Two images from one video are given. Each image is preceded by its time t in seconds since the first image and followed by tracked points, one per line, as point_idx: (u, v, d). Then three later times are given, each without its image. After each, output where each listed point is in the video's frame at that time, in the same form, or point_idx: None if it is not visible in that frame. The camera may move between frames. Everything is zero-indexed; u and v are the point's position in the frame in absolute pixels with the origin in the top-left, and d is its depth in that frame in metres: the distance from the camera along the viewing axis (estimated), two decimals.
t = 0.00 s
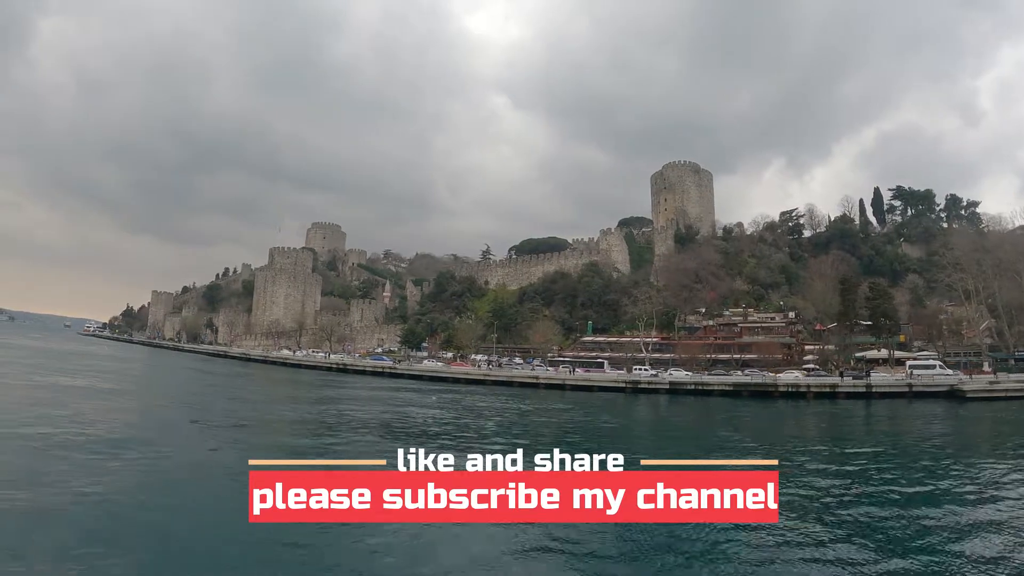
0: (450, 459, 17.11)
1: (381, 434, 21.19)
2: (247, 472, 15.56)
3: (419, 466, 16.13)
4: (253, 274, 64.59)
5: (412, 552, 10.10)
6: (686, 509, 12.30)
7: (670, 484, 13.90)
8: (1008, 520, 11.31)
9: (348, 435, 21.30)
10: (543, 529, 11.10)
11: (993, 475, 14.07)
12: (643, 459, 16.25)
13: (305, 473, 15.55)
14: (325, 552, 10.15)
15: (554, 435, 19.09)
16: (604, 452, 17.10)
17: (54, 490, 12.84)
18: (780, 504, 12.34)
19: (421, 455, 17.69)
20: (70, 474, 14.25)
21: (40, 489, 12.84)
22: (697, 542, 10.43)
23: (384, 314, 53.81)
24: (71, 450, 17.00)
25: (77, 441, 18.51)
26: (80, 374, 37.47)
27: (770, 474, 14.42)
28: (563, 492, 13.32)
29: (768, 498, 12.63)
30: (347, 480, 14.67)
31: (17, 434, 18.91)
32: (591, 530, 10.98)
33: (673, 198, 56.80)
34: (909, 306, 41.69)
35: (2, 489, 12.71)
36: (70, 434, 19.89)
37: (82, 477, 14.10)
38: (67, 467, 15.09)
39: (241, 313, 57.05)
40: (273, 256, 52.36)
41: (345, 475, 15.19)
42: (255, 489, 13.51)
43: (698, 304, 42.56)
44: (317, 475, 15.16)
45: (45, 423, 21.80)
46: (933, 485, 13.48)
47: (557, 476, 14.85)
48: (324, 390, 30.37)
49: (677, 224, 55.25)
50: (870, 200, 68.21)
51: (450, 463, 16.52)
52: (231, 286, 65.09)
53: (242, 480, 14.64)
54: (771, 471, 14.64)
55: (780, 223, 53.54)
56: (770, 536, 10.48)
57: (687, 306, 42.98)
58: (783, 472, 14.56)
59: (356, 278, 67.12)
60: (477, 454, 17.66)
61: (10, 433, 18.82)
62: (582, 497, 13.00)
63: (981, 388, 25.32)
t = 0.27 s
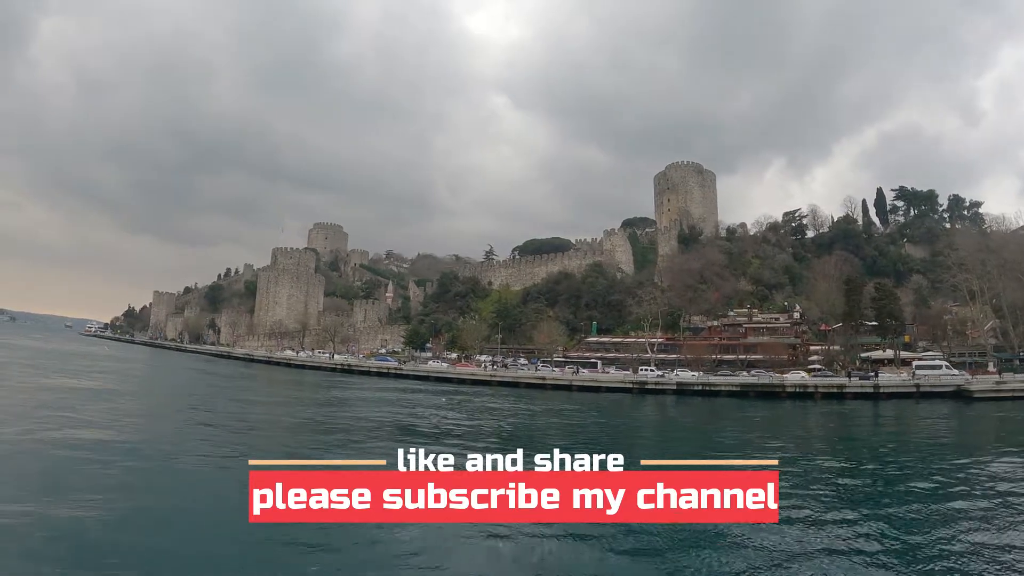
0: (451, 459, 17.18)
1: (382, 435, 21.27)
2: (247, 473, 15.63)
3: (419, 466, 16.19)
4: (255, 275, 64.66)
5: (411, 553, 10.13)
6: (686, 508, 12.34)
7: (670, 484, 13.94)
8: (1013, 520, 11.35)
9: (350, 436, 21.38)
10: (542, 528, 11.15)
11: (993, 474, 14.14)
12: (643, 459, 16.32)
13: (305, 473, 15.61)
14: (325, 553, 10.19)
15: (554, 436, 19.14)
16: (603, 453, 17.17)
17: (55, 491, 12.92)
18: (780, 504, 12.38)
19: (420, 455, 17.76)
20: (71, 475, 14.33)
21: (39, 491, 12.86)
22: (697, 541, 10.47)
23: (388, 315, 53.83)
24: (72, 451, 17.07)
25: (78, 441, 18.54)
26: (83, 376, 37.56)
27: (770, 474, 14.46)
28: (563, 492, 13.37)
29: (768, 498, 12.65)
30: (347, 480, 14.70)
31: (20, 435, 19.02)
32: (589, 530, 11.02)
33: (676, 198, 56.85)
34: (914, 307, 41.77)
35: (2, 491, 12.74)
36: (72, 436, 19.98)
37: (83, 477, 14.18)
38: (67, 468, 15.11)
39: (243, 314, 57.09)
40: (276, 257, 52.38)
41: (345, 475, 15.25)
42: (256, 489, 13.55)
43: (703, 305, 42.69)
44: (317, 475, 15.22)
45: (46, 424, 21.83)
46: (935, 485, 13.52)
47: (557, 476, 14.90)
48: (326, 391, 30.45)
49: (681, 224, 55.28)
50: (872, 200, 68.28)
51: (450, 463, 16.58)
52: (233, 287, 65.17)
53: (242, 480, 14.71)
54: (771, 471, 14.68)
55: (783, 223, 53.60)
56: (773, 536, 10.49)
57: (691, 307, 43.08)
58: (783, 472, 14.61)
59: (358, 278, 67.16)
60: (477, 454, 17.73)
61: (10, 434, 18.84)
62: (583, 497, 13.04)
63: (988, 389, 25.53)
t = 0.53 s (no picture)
0: (451, 459, 17.22)
1: (384, 436, 21.32)
2: (248, 470, 15.62)
3: (419, 466, 16.21)
4: (258, 275, 64.71)
5: (411, 547, 10.12)
6: (687, 509, 12.34)
7: (670, 484, 13.96)
8: (1016, 520, 11.41)
9: (351, 436, 21.41)
10: (543, 526, 11.16)
11: (992, 475, 14.22)
12: (643, 459, 16.38)
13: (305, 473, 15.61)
14: (323, 547, 10.15)
15: (554, 437, 19.20)
16: (603, 453, 17.23)
17: (55, 484, 12.90)
18: (780, 505, 12.40)
19: (420, 455, 17.79)
20: (71, 470, 14.30)
21: (38, 485, 12.85)
22: (699, 539, 10.48)
23: (391, 316, 53.85)
24: (72, 447, 17.06)
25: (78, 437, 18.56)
26: (84, 376, 37.55)
27: (770, 474, 14.51)
28: (564, 492, 13.37)
29: (769, 499, 12.66)
30: (347, 480, 14.70)
31: (21, 433, 19.02)
32: (590, 527, 11.04)
33: (679, 199, 56.93)
34: (918, 307, 41.84)
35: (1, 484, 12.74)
36: (73, 434, 19.97)
37: (83, 472, 14.17)
38: (66, 464, 15.07)
39: (245, 315, 57.09)
40: (279, 257, 52.39)
41: (345, 475, 15.25)
42: (255, 489, 13.39)
43: (707, 306, 42.78)
44: (316, 475, 15.22)
45: (46, 423, 21.83)
46: (939, 486, 13.52)
47: (557, 476, 14.94)
48: (328, 392, 30.49)
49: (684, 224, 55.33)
50: (873, 201, 68.48)
51: (450, 463, 16.59)
52: (235, 288, 65.19)
53: (242, 478, 14.70)
54: (771, 472, 14.71)
55: (786, 224, 53.69)
56: (777, 536, 10.50)
57: (696, 308, 43.16)
58: (782, 472, 14.66)
59: (360, 279, 67.18)
60: (477, 454, 17.77)
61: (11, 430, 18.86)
62: (583, 497, 13.04)
63: (995, 388, 25.80)
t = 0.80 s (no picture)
0: (452, 459, 17.28)
1: (385, 433, 21.37)
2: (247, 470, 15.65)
3: (419, 466, 16.26)
4: (261, 275, 64.81)
5: (409, 548, 10.17)
6: (686, 509, 12.37)
7: (670, 484, 14.02)
8: (1015, 519, 11.49)
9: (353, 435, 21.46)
10: (542, 527, 11.20)
11: (993, 475, 14.24)
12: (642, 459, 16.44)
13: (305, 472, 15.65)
14: (322, 546, 10.21)
15: (554, 436, 19.26)
16: (604, 453, 17.28)
17: (56, 481, 12.95)
18: (780, 505, 12.44)
19: (421, 455, 17.84)
20: (72, 467, 14.36)
21: (38, 482, 12.93)
22: (698, 540, 10.53)
23: (396, 315, 53.89)
24: (74, 443, 17.10)
25: (79, 433, 18.64)
26: (87, 375, 37.64)
27: (770, 474, 14.57)
28: (563, 492, 13.43)
29: (769, 499, 12.69)
30: (347, 480, 14.74)
31: (25, 430, 19.09)
32: (589, 528, 11.08)
33: (684, 198, 56.96)
34: (924, 307, 41.86)
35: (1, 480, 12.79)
36: (74, 430, 20.02)
37: (84, 469, 14.22)
38: (67, 461, 15.13)
39: (249, 314, 57.16)
40: (284, 257, 52.44)
41: (345, 475, 15.29)
42: (255, 489, 13.41)
43: (714, 305, 42.85)
44: (316, 475, 15.25)
45: (48, 420, 21.91)
46: (939, 486, 13.55)
47: (557, 476, 14.99)
48: (331, 392, 30.55)
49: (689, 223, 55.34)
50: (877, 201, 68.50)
51: (450, 463, 16.64)
52: (239, 288, 65.27)
53: (242, 477, 14.75)
54: (771, 472, 14.75)
55: (790, 223, 53.71)
56: (778, 537, 10.53)
57: (702, 307, 43.21)
58: (782, 472, 14.71)
59: (364, 279, 67.23)
60: (478, 454, 17.82)
61: (14, 425, 18.96)
62: (583, 498, 13.10)
63: (1004, 389, 26.01)
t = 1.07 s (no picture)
0: (452, 459, 17.36)
1: (387, 433, 21.46)
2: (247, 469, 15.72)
3: (419, 466, 16.31)
4: (265, 275, 64.93)
5: (407, 545, 10.23)
6: (686, 509, 12.39)
7: (669, 484, 14.06)
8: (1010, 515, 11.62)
9: (355, 435, 21.56)
10: (541, 526, 11.24)
11: (992, 473, 14.32)
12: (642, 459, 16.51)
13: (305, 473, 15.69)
14: (320, 544, 10.25)
15: (555, 437, 19.36)
16: (603, 453, 17.35)
17: (57, 479, 13.04)
18: (780, 504, 12.48)
19: (420, 455, 17.92)
20: (73, 467, 14.44)
21: (39, 480, 13.01)
22: (697, 538, 10.57)
23: (401, 315, 53.98)
24: (75, 444, 17.18)
25: (82, 434, 18.74)
26: (90, 376, 37.77)
27: (770, 473, 14.63)
28: (563, 492, 13.47)
29: (767, 499, 12.73)
30: (347, 480, 14.80)
31: (28, 429, 19.21)
32: (588, 527, 11.12)
33: (688, 197, 57.02)
34: (930, 305, 41.91)
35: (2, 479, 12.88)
36: (77, 430, 20.12)
37: (85, 469, 14.30)
38: (69, 460, 15.21)
39: (254, 315, 57.26)
40: (288, 257, 52.53)
41: (344, 476, 15.32)
42: (255, 488, 13.43)
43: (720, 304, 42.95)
44: (315, 476, 15.30)
45: (52, 420, 22.03)
46: (938, 484, 13.58)
47: (557, 476, 15.05)
48: (335, 393, 30.65)
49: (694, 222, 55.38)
50: (881, 200, 68.47)
51: (450, 463, 16.71)
52: (243, 288, 65.38)
53: (242, 476, 14.82)
54: (771, 471, 14.79)
55: (795, 222, 53.77)
56: (779, 536, 10.52)
57: (708, 306, 43.29)
58: (781, 472, 14.75)
59: (368, 278, 67.34)
60: (477, 455, 17.90)
61: (17, 426, 19.06)
62: (583, 497, 13.15)
63: (1013, 388, 26.12)
